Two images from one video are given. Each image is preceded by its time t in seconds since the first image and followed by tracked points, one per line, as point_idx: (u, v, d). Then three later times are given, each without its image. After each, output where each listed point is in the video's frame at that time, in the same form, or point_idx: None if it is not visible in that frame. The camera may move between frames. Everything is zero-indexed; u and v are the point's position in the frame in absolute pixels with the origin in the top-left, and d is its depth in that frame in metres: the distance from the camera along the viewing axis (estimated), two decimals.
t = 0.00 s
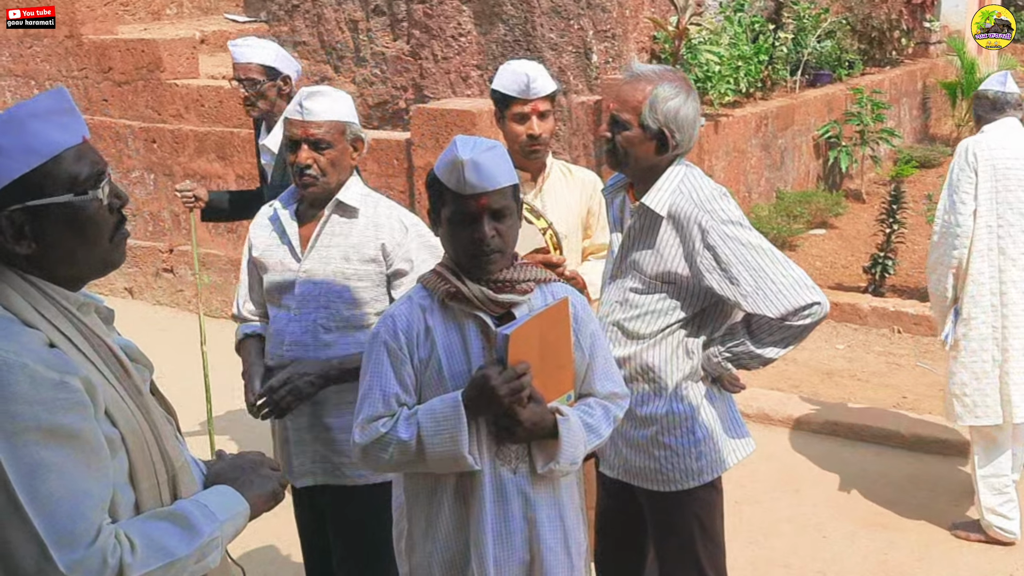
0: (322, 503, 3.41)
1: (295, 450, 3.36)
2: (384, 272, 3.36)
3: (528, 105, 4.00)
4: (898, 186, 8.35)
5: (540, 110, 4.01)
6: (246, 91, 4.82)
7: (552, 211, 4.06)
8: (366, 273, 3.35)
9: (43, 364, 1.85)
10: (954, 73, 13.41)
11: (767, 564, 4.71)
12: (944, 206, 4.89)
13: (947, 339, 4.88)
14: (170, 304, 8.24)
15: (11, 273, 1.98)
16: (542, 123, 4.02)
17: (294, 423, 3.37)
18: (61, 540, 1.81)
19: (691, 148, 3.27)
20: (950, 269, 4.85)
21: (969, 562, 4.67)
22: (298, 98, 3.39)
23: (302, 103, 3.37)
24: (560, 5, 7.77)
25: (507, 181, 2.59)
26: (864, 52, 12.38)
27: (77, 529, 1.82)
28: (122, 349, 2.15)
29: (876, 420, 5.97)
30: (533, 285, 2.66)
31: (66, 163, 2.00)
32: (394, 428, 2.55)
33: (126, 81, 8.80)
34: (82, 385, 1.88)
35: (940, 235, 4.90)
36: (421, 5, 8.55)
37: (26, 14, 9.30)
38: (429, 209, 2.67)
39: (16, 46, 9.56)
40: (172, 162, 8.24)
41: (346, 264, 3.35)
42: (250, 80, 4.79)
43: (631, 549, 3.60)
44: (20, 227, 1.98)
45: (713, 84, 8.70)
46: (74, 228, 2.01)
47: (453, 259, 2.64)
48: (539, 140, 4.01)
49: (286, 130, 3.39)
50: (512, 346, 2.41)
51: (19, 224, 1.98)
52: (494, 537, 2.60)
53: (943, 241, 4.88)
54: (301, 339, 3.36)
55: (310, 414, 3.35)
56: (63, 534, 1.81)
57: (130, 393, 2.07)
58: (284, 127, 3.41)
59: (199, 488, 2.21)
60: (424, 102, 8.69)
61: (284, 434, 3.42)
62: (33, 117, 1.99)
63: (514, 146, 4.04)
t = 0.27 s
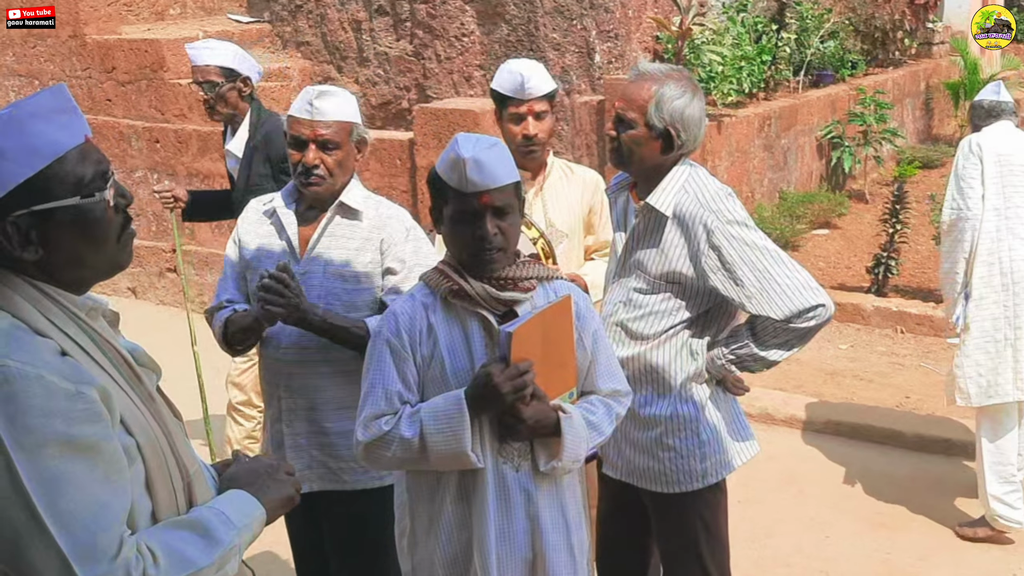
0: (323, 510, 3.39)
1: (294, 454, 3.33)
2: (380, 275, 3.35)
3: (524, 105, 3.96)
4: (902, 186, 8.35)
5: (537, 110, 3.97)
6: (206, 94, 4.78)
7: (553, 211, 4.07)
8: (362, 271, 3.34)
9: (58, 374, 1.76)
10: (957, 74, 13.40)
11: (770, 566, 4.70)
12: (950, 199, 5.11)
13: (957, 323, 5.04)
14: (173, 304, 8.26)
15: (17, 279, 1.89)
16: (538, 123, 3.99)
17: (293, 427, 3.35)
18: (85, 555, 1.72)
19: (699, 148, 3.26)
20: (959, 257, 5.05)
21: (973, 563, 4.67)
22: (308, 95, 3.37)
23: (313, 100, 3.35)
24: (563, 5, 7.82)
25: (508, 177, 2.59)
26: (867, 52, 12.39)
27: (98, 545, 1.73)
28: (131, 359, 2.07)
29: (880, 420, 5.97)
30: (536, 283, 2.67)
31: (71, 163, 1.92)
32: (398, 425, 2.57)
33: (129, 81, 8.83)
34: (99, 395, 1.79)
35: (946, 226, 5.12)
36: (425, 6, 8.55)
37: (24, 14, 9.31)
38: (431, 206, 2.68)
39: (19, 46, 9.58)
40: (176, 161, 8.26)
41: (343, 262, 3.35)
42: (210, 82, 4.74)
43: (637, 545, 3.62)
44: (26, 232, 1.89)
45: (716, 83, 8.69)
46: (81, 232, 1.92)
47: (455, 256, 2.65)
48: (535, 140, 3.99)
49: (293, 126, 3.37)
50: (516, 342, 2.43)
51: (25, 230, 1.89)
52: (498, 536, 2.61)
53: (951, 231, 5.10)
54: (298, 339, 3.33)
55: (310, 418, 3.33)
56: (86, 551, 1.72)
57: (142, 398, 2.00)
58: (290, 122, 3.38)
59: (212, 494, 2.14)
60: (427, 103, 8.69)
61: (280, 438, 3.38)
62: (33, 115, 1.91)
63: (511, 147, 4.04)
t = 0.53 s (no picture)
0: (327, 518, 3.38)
1: (301, 457, 3.30)
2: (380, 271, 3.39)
3: (518, 108, 4.01)
4: (903, 188, 8.35)
5: (530, 113, 4.02)
6: (148, 93, 4.74)
7: (553, 212, 4.08)
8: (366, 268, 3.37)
9: (74, 390, 1.76)
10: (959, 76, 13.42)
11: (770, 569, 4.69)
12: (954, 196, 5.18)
13: (963, 317, 5.06)
14: (175, 306, 8.25)
15: (26, 290, 1.89)
16: (534, 125, 4.03)
17: (301, 429, 3.31)
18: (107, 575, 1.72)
19: (700, 148, 3.27)
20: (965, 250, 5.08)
21: (974, 565, 4.66)
22: (306, 95, 3.36)
23: (312, 101, 3.34)
24: (564, 7, 7.85)
25: (506, 180, 2.59)
26: (869, 54, 12.40)
27: (120, 564, 1.74)
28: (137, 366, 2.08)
29: (882, 422, 5.97)
30: (537, 283, 2.67)
31: (81, 168, 1.92)
32: (399, 425, 2.57)
33: (131, 84, 8.82)
34: (115, 411, 1.80)
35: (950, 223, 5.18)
36: (427, 8, 8.55)
37: (23, 14, 9.34)
38: (430, 210, 2.68)
39: (20, 48, 9.59)
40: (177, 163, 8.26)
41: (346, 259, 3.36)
42: (151, 81, 4.70)
43: (638, 545, 3.63)
44: (36, 241, 1.88)
45: (717, 85, 8.70)
46: (92, 238, 1.93)
47: (455, 257, 2.65)
48: (529, 142, 4.03)
49: (291, 126, 3.34)
50: (516, 343, 2.44)
51: (35, 238, 1.88)
52: (499, 536, 2.61)
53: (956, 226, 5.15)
54: (300, 337, 3.32)
55: (319, 420, 3.31)
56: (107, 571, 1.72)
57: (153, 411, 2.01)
58: (288, 122, 3.35)
59: (222, 505, 2.16)
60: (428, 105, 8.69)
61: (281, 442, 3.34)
62: (40, 120, 1.89)
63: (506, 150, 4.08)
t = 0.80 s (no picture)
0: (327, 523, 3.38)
1: (306, 457, 3.29)
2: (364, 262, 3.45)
3: (516, 108, 4.02)
4: (904, 190, 8.35)
5: (528, 113, 4.03)
6: (98, 91, 4.85)
7: (553, 212, 4.09)
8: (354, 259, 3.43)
9: (81, 404, 1.76)
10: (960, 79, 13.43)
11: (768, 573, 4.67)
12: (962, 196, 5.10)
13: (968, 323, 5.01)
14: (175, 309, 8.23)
15: (30, 299, 1.89)
16: (531, 125, 4.04)
17: (304, 429, 3.30)
18: None
19: (699, 149, 3.27)
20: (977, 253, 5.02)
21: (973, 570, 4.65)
22: (277, 95, 3.35)
23: (285, 100, 3.33)
24: (565, 10, 7.86)
25: (501, 181, 2.57)
26: (869, 57, 12.42)
27: None
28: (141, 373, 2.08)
29: (883, 424, 5.97)
30: (537, 283, 2.67)
31: (88, 176, 1.92)
32: (399, 426, 2.58)
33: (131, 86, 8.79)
34: (123, 424, 1.80)
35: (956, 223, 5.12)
36: (427, 11, 8.56)
37: (23, 14, 9.34)
38: (427, 211, 2.68)
39: (20, 51, 9.58)
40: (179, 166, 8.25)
41: (334, 252, 3.42)
42: (100, 79, 4.82)
43: (638, 546, 3.64)
44: (43, 249, 1.89)
45: (718, 88, 8.70)
46: (98, 245, 1.94)
47: (455, 258, 2.65)
48: (527, 141, 4.04)
49: (263, 127, 3.32)
50: (516, 344, 2.44)
51: (42, 247, 1.88)
52: (499, 537, 2.62)
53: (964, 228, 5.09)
54: (297, 336, 3.31)
55: (321, 417, 3.31)
56: None
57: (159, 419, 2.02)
58: (260, 123, 3.33)
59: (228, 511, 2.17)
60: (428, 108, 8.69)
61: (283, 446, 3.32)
62: (47, 126, 1.88)
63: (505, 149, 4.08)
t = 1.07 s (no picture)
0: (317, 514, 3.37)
1: (296, 449, 3.30)
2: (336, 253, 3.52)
3: (514, 107, 4.04)
4: (904, 192, 8.35)
5: (526, 113, 4.04)
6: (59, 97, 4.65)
7: (552, 213, 4.08)
8: (328, 253, 3.49)
9: (78, 410, 1.77)
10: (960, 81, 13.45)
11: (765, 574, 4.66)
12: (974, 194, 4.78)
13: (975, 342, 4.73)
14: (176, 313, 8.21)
15: (25, 303, 1.89)
16: (530, 125, 4.06)
17: (293, 424, 3.31)
18: None
19: (698, 149, 3.27)
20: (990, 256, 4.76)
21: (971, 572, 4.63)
22: (233, 96, 3.30)
23: (241, 100, 3.29)
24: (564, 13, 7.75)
25: (498, 179, 2.57)
26: (869, 60, 12.43)
27: None
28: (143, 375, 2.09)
29: (883, 426, 5.96)
30: (536, 284, 2.67)
31: (82, 178, 1.92)
32: (399, 428, 2.59)
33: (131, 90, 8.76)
34: (121, 429, 1.80)
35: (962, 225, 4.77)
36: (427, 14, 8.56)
37: (23, 13, 9.37)
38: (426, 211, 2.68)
39: (21, 54, 9.58)
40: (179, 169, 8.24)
41: (308, 247, 3.47)
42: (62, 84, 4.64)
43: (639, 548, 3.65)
44: (37, 253, 1.89)
45: (718, 90, 8.71)
46: (95, 249, 1.94)
47: (454, 260, 2.65)
48: (524, 141, 4.04)
49: (222, 127, 3.27)
50: (516, 346, 2.42)
51: (36, 250, 1.88)
52: (499, 538, 2.62)
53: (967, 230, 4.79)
54: (281, 331, 3.30)
55: (309, 411, 3.33)
56: None
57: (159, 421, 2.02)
58: (218, 124, 3.28)
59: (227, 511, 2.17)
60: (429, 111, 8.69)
61: (275, 441, 3.32)
62: (39, 128, 1.88)
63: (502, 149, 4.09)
